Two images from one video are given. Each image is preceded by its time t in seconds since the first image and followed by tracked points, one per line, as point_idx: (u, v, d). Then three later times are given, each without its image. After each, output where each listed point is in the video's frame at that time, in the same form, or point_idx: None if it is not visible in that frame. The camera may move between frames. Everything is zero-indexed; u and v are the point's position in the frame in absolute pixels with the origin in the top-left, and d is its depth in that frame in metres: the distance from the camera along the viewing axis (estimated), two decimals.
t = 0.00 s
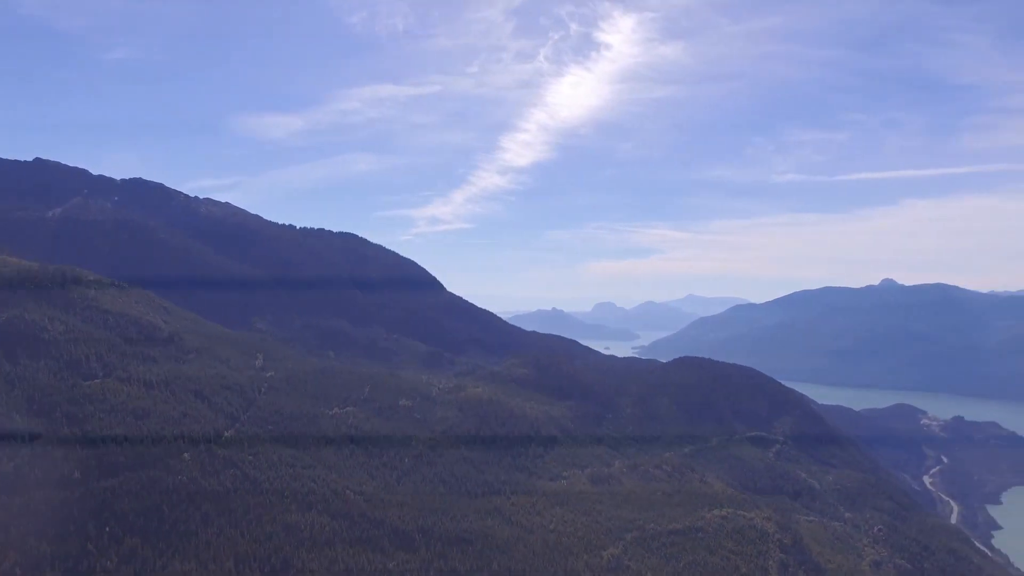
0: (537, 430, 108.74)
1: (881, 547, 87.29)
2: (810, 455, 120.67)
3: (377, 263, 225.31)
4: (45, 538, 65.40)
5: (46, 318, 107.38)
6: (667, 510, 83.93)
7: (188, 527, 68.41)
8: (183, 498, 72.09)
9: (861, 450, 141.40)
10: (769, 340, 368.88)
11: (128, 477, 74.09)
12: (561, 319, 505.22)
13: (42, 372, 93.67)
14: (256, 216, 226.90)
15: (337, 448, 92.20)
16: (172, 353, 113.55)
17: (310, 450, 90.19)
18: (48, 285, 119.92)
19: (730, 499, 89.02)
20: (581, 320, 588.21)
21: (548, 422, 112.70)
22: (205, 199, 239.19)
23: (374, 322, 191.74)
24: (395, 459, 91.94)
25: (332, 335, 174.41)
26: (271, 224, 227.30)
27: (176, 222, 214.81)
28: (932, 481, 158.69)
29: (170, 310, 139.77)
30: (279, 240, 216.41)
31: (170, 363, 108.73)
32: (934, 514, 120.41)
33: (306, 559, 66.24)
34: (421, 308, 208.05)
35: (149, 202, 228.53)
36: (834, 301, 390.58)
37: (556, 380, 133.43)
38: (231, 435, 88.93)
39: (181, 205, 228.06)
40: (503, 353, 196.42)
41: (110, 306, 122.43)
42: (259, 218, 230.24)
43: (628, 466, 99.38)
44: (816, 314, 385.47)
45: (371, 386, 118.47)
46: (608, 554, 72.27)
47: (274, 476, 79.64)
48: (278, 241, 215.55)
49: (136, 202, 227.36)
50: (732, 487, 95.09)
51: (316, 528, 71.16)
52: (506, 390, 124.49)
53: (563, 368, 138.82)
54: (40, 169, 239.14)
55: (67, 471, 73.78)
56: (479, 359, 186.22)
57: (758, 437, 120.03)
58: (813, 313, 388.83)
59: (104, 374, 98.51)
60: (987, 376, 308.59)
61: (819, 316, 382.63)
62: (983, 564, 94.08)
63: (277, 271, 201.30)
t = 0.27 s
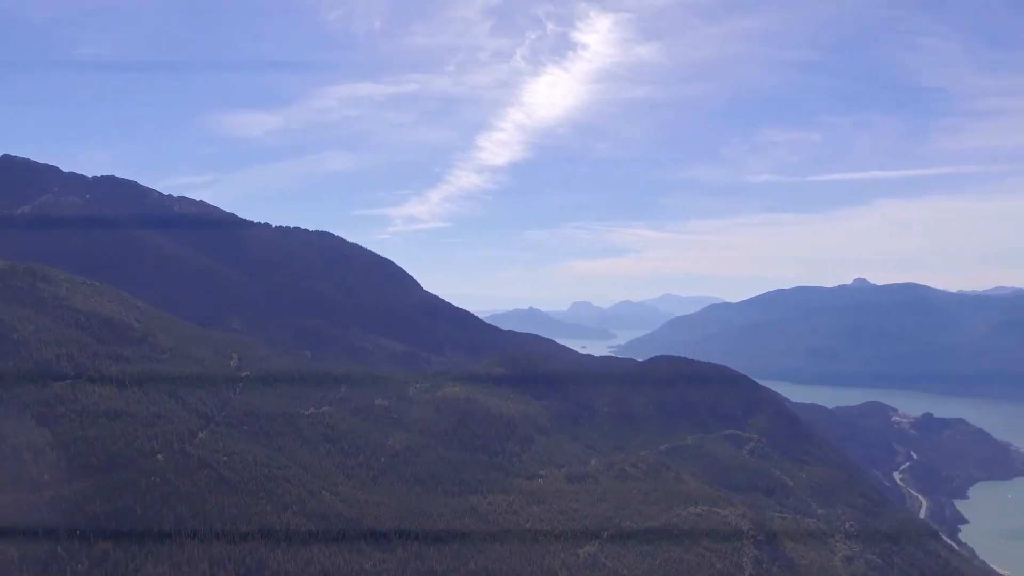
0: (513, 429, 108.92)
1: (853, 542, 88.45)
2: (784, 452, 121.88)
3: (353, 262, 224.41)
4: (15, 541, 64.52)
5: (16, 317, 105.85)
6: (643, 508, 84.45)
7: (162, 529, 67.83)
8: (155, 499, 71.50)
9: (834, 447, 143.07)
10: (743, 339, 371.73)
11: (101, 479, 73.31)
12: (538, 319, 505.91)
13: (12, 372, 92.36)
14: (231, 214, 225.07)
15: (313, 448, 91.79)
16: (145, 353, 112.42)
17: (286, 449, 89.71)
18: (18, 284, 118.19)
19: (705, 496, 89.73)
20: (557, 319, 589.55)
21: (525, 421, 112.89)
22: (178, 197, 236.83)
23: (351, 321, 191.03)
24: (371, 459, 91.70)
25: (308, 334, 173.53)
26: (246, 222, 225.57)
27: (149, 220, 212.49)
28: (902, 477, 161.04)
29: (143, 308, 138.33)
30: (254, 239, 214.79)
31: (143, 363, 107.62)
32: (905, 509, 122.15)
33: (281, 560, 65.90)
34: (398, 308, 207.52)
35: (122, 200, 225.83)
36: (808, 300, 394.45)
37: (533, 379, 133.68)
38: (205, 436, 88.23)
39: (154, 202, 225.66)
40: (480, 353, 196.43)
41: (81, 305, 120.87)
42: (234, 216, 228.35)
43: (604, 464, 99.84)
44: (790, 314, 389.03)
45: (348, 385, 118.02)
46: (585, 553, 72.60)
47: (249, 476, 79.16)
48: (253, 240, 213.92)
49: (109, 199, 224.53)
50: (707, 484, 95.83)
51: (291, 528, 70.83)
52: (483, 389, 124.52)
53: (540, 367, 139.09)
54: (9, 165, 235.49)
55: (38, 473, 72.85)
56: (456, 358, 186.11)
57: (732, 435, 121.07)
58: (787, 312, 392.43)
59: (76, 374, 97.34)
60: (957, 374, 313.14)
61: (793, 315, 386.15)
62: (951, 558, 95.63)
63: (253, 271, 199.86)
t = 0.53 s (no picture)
0: (487, 429, 108.96)
1: (822, 538, 89.59)
2: (756, 450, 123.07)
3: (327, 262, 223.29)
4: None
5: None
6: (617, 506, 84.92)
7: (130, 534, 66.96)
8: (125, 502, 70.72)
9: (804, 445, 144.64)
10: (716, 338, 374.50)
11: (70, 482, 72.38)
12: (512, 319, 506.06)
13: None
14: (202, 213, 222.83)
15: (285, 449, 91.25)
16: (115, 353, 111.09)
17: (258, 450, 89.09)
18: None
19: (678, 494, 90.47)
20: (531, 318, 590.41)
21: (500, 421, 112.97)
22: (148, 195, 233.99)
23: (324, 320, 190.10)
24: (344, 459, 91.38)
25: (281, 333, 172.36)
26: (217, 221, 223.38)
27: (119, 218, 209.75)
28: (871, 474, 163.22)
29: (112, 308, 136.60)
30: (226, 238, 212.79)
31: (113, 364, 106.32)
32: (873, 505, 123.79)
33: (253, 562, 65.41)
34: (371, 307, 206.72)
35: (91, 198, 222.68)
36: (779, 300, 398.33)
37: (507, 379, 133.91)
38: (176, 437, 87.40)
39: (123, 201, 222.84)
40: (454, 352, 196.20)
41: (49, 305, 119.09)
42: (205, 215, 226.07)
43: (579, 463, 100.23)
44: (761, 313, 392.58)
45: (321, 385, 117.35)
46: (559, 551, 72.80)
47: (221, 477, 78.56)
48: (225, 239, 211.94)
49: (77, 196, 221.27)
50: (680, 482, 96.57)
51: (264, 530, 70.36)
52: (457, 389, 124.50)
53: (514, 366, 139.21)
54: None
55: (5, 476, 71.78)
56: (430, 357, 185.80)
57: (705, 433, 122.01)
58: (759, 312, 396.00)
59: (43, 376, 95.94)
60: (926, 372, 317.87)
61: (765, 314, 389.66)
62: (918, 552, 97.19)
63: (225, 270, 198.09)
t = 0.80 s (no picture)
0: (460, 429, 108.86)
1: (790, 534, 90.60)
2: (726, 448, 124.10)
3: (296, 260, 221.74)
4: None
5: None
6: (589, 505, 85.29)
7: (97, 537, 66.06)
8: (92, 504, 69.83)
9: (774, 443, 146.06)
10: (687, 337, 377.05)
11: (34, 484, 71.29)
12: (485, 318, 505.57)
13: None
14: (170, 211, 220.08)
15: (255, 449, 90.54)
16: (81, 354, 109.47)
17: (228, 451, 88.32)
18: None
19: (649, 492, 91.07)
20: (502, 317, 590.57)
21: (471, 420, 112.92)
22: (115, 193, 230.60)
23: (294, 319, 188.84)
24: (315, 459, 90.87)
25: (251, 333, 170.82)
26: (186, 219, 220.72)
27: (85, 216, 206.50)
28: (839, 470, 165.24)
29: (78, 308, 134.49)
30: (196, 236, 210.29)
31: (79, 364, 104.76)
32: (839, 501, 125.41)
33: (223, 564, 64.82)
34: (343, 307, 205.50)
35: (56, 195, 218.97)
36: (749, 300, 402.01)
37: (479, 378, 133.88)
38: (144, 438, 86.40)
39: (89, 198, 219.42)
40: (426, 352, 195.60)
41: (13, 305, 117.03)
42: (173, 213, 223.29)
43: (550, 462, 100.49)
44: (732, 313, 395.91)
45: (292, 386, 116.47)
46: (531, 550, 72.98)
47: (190, 478, 77.79)
48: (194, 237, 209.47)
49: (41, 193, 217.45)
50: (651, 481, 97.18)
51: (234, 532, 69.74)
52: (428, 388, 124.23)
53: (486, 366, 139.09)
54: None
55: None
56: (401, 357, 185.14)
57: (677, 432, 122.78)
58: (729, 311, 399.28)
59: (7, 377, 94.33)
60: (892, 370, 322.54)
61: (735, 314, 392.98)
62: (883, 547, 98.57)
63: (194, 269, 195.88)
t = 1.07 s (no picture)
0: (430, 428, 108.87)
1: (757, 529, 91.70)
2: (694, 446, 125.24)
3: (265, 260, 219.98)
4: None
5: None
6: (560, 503, 85.74)
7: (61, 541, 65.13)
8: (53, 508, 68.68)
9: (741, 440, 147.59)
10: (656, 336, 379.37)
11: None
12: (455, 317, 504.78)
13: None
14: (135, 209, 216.99)
15: (224, 450, 89.79)
16: (43, 355, 107.57)
17: (194, 453, 87.36)
18: None
19: (619, 490, 91.74)
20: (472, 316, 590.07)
21: (441, 420, 112.86)
22: (77, 190, 226.70)
23: (262, 319, 187.33)
24: (284, 460, 90.31)
25: (218, 332, 169.13)
26: (151, 217, 217.71)
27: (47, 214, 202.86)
28: (804, 467, 167.43)
29: (40, 308, 132.13)
30: (161, 234, 207.42)
31: (41, 366, 102.91)
32: (805, 497, 127.09)
33: (191, 568, 64.20)
34: (312, 306, 204.21)
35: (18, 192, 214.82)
36: (717, 299, 405.67)
37: (449, 378, 133.81)
38: (108, 440, 85.23)
39: (51, 196, 215.50)
40: (395, 352, 195.01)
41: None
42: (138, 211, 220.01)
43: (521, 461, 100.74)
44: (700, 312, 399.21)
45: (259, 386, 115.57)
46: (501, 548, 73.24)
47: (156, 480, 76.95)
48: (160, 236, 206.55)
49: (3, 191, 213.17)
50: (621, 478, 97.89)
51: (202, 534, 69.10)
52: (398, 388, 123.93)
53: (455, 365, 139.04)
54: None
55: None
56: (371, 357, 184.56)
57: (645, 430, 123.75)
58: (698, 310, 402.45)
59: None
60: (857, 368, 327.40)
61: (704, 313, 396.28)
62: (848, 541, 100.16)
63: (160, 268, 193.37)
